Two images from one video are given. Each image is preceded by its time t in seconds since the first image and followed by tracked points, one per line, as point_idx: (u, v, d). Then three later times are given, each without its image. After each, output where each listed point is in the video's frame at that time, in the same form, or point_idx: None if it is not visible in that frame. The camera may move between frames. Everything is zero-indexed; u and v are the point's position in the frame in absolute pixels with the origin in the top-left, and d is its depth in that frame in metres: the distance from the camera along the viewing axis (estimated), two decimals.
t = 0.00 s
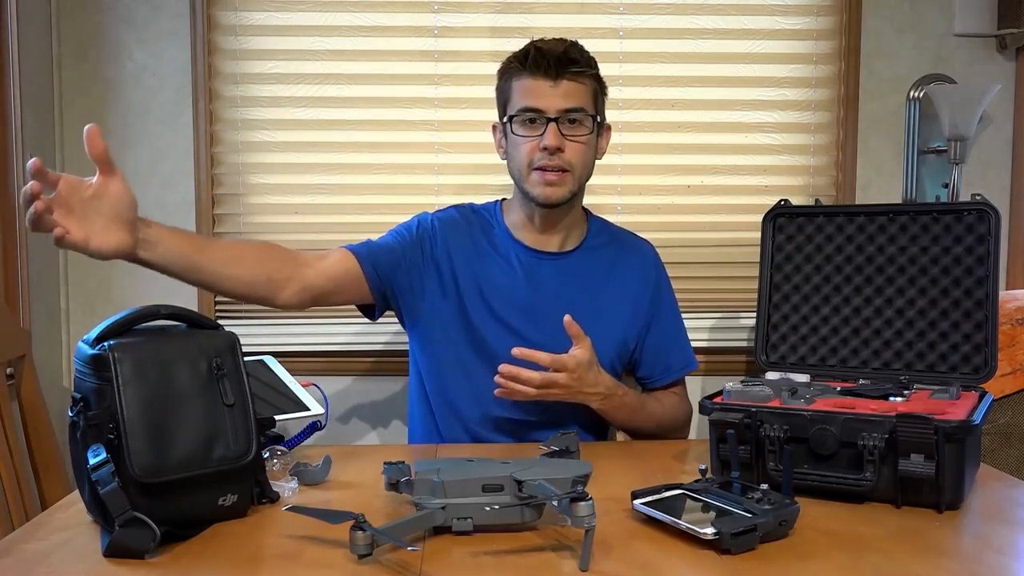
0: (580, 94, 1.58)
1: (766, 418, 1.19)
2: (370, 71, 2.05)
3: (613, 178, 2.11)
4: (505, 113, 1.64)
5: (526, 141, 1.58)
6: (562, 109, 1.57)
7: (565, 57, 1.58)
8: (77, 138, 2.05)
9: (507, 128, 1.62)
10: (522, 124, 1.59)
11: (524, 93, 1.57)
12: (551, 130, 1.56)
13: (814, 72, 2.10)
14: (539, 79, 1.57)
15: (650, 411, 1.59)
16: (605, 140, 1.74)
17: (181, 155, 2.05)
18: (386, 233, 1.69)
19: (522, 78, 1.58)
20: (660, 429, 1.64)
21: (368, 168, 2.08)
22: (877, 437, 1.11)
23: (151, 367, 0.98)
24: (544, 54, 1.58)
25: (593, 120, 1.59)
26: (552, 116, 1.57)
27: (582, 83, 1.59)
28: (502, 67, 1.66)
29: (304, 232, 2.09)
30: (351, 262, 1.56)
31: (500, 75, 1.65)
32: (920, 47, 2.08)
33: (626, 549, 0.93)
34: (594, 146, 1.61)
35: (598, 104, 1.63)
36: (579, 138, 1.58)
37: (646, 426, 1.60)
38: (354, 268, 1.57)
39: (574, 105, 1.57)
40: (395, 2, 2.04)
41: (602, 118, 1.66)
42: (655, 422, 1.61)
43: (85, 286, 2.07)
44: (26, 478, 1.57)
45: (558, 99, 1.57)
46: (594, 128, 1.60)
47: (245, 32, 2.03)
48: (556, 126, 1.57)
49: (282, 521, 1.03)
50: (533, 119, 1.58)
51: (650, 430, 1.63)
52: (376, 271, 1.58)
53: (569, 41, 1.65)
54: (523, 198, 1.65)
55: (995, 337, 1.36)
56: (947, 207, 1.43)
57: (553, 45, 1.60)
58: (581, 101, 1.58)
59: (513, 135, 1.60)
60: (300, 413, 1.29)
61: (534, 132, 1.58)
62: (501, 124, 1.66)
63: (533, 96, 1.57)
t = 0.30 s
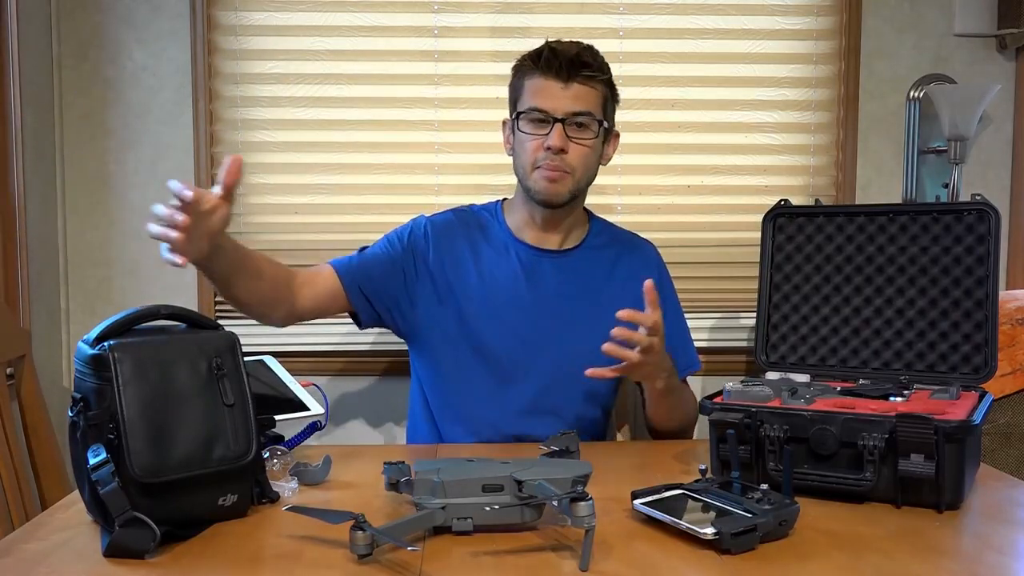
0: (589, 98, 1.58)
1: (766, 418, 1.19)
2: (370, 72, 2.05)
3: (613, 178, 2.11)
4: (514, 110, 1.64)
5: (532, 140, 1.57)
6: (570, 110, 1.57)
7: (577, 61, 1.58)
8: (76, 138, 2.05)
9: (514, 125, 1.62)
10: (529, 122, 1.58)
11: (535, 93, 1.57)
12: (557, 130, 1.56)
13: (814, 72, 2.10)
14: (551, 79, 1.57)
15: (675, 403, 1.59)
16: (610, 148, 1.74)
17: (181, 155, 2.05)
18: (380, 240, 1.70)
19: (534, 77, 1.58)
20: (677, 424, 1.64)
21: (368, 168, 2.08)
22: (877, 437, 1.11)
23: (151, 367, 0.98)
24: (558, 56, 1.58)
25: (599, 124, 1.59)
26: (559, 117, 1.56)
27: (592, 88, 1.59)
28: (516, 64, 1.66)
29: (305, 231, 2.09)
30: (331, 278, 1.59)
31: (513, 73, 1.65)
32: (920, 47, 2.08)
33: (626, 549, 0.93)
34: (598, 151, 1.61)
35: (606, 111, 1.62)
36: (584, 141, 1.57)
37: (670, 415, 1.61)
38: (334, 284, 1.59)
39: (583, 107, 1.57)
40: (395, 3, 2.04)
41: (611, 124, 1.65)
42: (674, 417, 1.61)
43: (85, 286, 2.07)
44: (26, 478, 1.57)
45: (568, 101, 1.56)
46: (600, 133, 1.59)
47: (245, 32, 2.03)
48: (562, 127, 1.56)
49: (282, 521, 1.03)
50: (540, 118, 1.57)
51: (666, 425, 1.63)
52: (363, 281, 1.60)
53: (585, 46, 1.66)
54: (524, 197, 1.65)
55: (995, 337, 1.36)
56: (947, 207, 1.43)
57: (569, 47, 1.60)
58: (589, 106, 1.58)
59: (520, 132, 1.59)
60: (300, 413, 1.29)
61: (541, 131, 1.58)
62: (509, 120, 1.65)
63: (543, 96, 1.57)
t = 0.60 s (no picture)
0: (610, 113, 1.56)
1: (766, 418, 1.19)
2: (370, 71, 2.05)
3: (613, 178, 2.11)
4: (530, 110, 1.60)
5: (550, 148, 1.56)
6: (590, 123, 1.55)
7: (604, 72, 1.55)
8: (77, 138, 2.05)
9: (531, 129, 1.59)
10: (548, 129, 1.56)
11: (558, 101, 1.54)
12: (576, 142, 1.54)
13: (814, 72, 2.10)
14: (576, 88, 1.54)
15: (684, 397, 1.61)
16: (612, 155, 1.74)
17: (181, 155, 2.05)
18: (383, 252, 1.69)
19: (558, 84, 1.55)
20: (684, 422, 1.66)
21: (368, 168, 2.08)
22: (877, 437, 1.11)
23: (151, 367, 0.98)
24: (584, 64, 1.55)
25: (614, 139, 1.59)
26: (580, 128, 1.55)
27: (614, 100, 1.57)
28: (537, 62, 1.62)
29: (305, 231, 2.09)
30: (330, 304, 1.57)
31: (533, 70, 1.61)
32: (920, 47, 2.08)
33: (626, 549, 0.93)
34: (608, 164, 1.61)
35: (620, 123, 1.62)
36: (599, 154, 1.57)
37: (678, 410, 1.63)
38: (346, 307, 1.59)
39: (603, 122, 1.56)
40: (395, 2, 2.04)
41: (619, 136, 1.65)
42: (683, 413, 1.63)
43: (85, 285, 2.07)
44: (26, 477, 1.57)
45: (590, 114, 1.54)
46: (613, 148, 1.59)
47: (245, 31, 2.03)
48: (581, 138, 1.55)
49: (282, 522, 1.03)
50: (560, 127, 1.55)
51: (674, 422, 1.64)
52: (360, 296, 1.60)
53: (608, 56, 1.62)
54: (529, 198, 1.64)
55: (995, 337, 1.36)
56: (947, 207, 1.43)
57: (595, 58, 1.57)
58: (608, 119, 1.57)
59: (538, 138, 1.57)
60: (299, 413, 1.29)
61: (559, 139, 1.56)
62: (523, 118, 1.62)
63: (567, 105, 1.54)
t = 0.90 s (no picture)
0: (609, 117, 1.56)
1: (766, 418, 1.19)
2: (370, 71, 2.05)
3: (613, 178, 2.11)
4: (529, 112, 1.59)
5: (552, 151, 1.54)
6: (591, 127, 1.54)
7: (606, 77, 1.54)
8: (77, 139, 2.04)
9: (531, 130, 1.57)
10: (549, 133, 1.54)
11: (559, 104, 1.53)
12: (576, 145, 1.53)
13: (814, 72, 2.11)
14: (577, 93, 1.53)
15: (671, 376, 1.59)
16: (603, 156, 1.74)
17: (181, 155, 2.05)
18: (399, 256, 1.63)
19: (559, 88, 1.54)
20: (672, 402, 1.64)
21: (369, 168, 2.08)
22: (877, 438, 1.12)
23: (151, 367, 0.98)
24: (587, 69, 1.53)
25: (613, 143, 1.58)
26: (581, 133, 1.53)
27: (614, 105, 1.56)
28: (538, 63, 1.60)
29: (305, 231, 2.09)
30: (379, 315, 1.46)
31: (531, 71, 1.60)
32: (920, 47, 2.08)
33: (626, 549, 0.93)
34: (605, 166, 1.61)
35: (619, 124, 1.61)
36: (600, 158, 1.56)
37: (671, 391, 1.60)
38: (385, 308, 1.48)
39: (603, 125, 1.55)
40: (395, 2, 2.04)
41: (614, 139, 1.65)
42: (675, 398, 1.62)
43: (85, 285, 2.07)
44: (26, 477, 1.57)
45: (591, 118, 1.53)
46: (611, 151, 1.59)
47: (245, 31, 2.04)
48: (582, 141, 1.54)
49: (282, 522, 1.03)
50: (560, 131, 1.53)
51: (670, 413, 1.63)
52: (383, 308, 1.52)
53: (606, 58, 1.61)
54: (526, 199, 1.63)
55: (996, 337, 1.36)
56: (947, 207, 1.43)
57: (595, 61, 1.56)
58: (607, 123, 1.56)
59: (539, 141, 1.55)
60: (300, 413, 1.28)
61: (559, 142, 1.54)
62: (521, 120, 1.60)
63: (570, 111, 1.53)
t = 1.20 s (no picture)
0: (584, 96, 1.59)
1: (766, 418, 1.20)
2: (371, 71, 2.05)
3: (613, 178, 2.11)
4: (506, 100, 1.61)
5: (531, 130, 1.56)
6: (569, 104, 1.57)
7: (577, 57, 1.58)
8: (77, 139, 2.04)
9: (507, 115, 1.59)
10: (527, 112, 1.57)
11: (536, 86, 1.56)
12: (557, 122, 1.55)
13: (814, 72, 2.11)
14: (550, 72, 1.57)
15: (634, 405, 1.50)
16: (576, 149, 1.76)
17: (181, 155, 2.05)
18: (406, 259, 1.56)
19: (535, 71, 1.57)
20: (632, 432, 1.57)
21: (368, 168, 2.08)
22: (877, 438, 1.12)
23: (151, 367, 0.98)
24: (557, 49, 1.57)
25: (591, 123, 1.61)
26: (560, 109, 1.56)
27: (586, 85, 1.60)
28: (508, 56, 1.64)
29: (305, 231, 2.09)
30: (458, 322, 1.42)
31: (502, 66, 1.63)
32: (920, 47, 2.08)
33: (626, 549, 0.93)
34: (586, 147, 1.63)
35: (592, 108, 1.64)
36: (579, 134, 1.58)
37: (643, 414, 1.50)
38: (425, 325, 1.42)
39: (580, 104, 1.58)
40: (395, 2, 2.04)
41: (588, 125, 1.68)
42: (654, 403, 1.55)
43: (85, 285, 2.07)
44: (25, 478, 1.56)
45: (568, 96, 1.57)
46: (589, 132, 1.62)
47: (245, 31, 2.04)
48: (562, 119, 1.56)
49: (282, 522, 1.03)
50: (538, 109, 1.56)
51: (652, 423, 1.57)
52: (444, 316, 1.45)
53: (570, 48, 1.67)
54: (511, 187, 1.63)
55: (996, 337, 1.36)
56: (947, 207, 1.43)
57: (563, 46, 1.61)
58: (584, 102, 1.59)
59: (518, 122, 1.57)
60: (300, 413, 1.28)
61: (540, 122, 1.56)
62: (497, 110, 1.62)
63: (546, 89, 1.56)
